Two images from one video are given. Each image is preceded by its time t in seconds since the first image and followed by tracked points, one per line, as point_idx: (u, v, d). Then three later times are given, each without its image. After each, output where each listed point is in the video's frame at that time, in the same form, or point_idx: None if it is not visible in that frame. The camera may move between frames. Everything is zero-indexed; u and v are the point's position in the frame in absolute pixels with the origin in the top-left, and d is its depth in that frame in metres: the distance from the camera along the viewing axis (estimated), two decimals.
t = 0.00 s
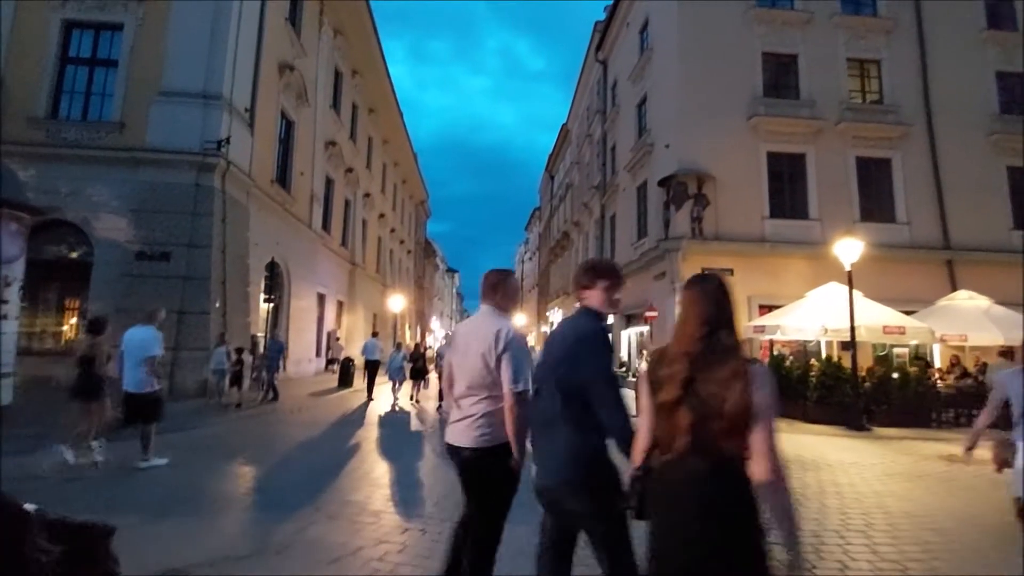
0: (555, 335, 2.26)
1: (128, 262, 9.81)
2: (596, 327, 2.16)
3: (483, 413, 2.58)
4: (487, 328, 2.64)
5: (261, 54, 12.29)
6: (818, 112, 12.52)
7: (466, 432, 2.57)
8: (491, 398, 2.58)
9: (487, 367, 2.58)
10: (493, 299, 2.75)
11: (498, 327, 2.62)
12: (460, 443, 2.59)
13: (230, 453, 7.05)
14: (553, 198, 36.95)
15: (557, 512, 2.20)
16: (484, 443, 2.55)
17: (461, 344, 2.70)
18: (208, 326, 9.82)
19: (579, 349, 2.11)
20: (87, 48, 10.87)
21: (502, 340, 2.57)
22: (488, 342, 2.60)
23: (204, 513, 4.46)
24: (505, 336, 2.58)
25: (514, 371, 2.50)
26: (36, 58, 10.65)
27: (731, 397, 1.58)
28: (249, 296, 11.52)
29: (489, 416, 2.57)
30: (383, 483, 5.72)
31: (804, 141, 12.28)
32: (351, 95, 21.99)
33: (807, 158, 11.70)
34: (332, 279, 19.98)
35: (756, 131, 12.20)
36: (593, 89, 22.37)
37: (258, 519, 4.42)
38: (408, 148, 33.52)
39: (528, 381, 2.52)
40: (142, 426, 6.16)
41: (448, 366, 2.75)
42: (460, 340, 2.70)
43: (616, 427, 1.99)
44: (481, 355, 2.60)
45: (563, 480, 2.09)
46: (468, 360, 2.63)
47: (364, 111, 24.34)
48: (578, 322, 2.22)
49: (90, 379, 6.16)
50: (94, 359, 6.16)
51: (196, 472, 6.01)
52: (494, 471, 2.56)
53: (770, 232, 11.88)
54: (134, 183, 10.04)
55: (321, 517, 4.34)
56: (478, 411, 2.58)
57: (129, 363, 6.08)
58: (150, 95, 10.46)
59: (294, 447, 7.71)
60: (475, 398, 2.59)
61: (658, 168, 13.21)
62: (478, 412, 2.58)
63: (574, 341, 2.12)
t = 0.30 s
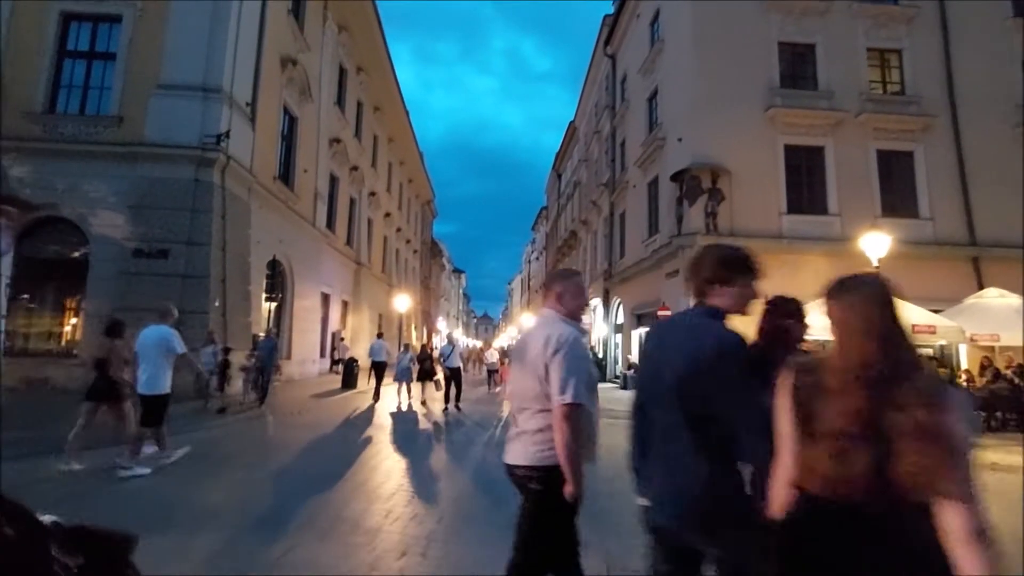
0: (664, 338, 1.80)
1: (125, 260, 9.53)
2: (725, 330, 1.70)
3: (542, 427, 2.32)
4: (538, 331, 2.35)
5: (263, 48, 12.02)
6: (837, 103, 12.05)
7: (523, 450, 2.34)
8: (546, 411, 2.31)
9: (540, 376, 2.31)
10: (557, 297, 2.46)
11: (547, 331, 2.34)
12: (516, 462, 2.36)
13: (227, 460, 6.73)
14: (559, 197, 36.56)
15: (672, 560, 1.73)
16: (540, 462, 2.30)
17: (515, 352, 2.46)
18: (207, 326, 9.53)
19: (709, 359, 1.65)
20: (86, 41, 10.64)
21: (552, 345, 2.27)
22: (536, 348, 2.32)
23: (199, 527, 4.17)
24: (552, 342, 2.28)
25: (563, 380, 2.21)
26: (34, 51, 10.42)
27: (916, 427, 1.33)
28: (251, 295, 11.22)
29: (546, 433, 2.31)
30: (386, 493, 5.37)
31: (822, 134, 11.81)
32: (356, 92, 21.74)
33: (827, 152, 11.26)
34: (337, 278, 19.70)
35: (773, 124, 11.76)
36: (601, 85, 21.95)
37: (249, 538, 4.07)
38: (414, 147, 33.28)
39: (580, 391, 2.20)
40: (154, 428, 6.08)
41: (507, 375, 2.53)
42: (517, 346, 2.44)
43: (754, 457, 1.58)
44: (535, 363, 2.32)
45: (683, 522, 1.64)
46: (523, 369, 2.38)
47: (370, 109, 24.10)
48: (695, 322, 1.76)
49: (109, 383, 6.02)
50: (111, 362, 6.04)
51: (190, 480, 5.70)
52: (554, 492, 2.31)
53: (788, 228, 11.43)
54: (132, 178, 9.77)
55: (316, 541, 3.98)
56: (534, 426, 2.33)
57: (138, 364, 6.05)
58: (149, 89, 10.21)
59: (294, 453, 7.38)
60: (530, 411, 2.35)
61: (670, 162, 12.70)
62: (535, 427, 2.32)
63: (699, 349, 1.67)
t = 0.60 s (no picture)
0: (766, 321, 1.56)
1: (118, 257, 9.31)
2: (840, 310, 1.45)
3: (609, 422, 2.12)
4: (597, 321, 2.22)
5: (260, 41, 11.79)
6: (846, 97, 11.77)
7: (591, 451, 2.13)
8: (611, 404, 2.12)
9: (603, 367, 2.14)
10: (616, 283, 2.38)
11: (604, 319, 2.21)
12: (584, 466, 2.15)
13: (220, 463, 6.50)
14: (562, 196, 36.31)
15: None
16: (607, 463, 2.09)
17: (569, 348, 2.32)
18: (202, 325, 9.29)
19: (816, 341, 1.42)
20: (79, 35, 10.43)
21: (616, 331, 2.13)
22: (595, 336, 2.18)
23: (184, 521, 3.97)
24: (611, 327, 2.15)
25: (627, 365, 2.05)
26: (25, 45, 10.20)
27: None
28: (247, 293, 10.99)
29: (612, 429, 2.11)
30: (381, 503, 5.10)
31: (830, 127, 11.54)
32: (356, 89, 21.51)
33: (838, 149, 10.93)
34: (337, 278, 19.46)
35: (780, 117, 11.49)
36: (604, 81, 21.69)
37: (237, 549, 3.82)
38: (415, 145, 33.06)
39: (648, 377, 2.04)
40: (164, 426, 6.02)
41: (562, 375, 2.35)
42: (573, 340, 2.29)
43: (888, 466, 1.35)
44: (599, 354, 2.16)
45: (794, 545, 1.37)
46: (581, 361, 2.22)
47: (370, 107, 23.90)
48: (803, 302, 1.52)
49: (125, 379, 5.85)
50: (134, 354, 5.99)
51: (180, 484, 5.46)
52: (632, 495, 2.09)
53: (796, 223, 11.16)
54: (126, 174, 9.58)
55: (307, 552, 3.73)
56: (599, 423, 2.14)
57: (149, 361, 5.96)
58: (143, 82, 9.98)
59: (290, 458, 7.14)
60: (592, 408, 2.16)
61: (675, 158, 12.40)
62: (600, 424, 2.13)
63: (813, 336, 1.41)
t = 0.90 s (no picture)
0: (923, 344, 1.39)
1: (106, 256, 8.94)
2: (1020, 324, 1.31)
3: (714, 449, 1.94)
4: (692, 335, 2.00)
5: (255, 34, 11.50)
6: (857, 90, 11.42)
7: (691, 480, 1.95)
8: (712, 429, 1.94)
9: (705, 388, 1.95)
10: (703, 287, 2.15)
11: (701, 334, 1.99)
12: (683, 497, 1.96)
13: (209, 475, 6.20)
14: (564, 194, 35.93)
15: None
16: (710, 496, 1.93)
17: (653, 365, 2.10)
18: (195, 325, 9.02)
19: (1012, 370, 1.27)
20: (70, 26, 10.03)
21: (720, 350, 1.93)
22: (691, 354, 1.98)
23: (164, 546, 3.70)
24: (713, 345, 1.94)
25: (734, 390, 1.87)
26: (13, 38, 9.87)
27: None
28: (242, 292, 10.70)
29: (713, 459, 1.94)
30: (377, 526, 4.83)
31: (842, 122, 11.20)
32: (355, 86, 21.19)
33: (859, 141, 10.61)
34: (337, 278, 19.21)
35: (790, 111, 11.11)
36: (607, 77, 21.34)
37: None
38: (416, 144, 32.77)
39: (755, 401, 1.88)
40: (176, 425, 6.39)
41: (643, 394, 2.13)
42: (660, 356, 2.07)
43: None
44: (700, 375, 1.96)
45: None
46: (675, 381, 2.00)
47: (370, 104, 23.62)
48: (992, 316, 1.35)
49: (136, 385, 6.24)
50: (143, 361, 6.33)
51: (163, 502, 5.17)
52: (737, 528, 1.94)
53: (807, 220, 10.82)
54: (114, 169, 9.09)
55: None
56: (699, 449, 1.95)
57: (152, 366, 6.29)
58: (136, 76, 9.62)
59: (285, 466, 6.88)
60: (690, 433, 1.96)
61: (681, 155, 12.09)
62: (702, 451, 1.94)
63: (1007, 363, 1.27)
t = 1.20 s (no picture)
0: None
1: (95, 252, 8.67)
2: None
3: (842, 465, 1.66)
4: (826, 332, 1.68)
5: (250, 25, 11.20)
6: (868, 81, 11.10)
7: (815, 500, 1.65)
8: (848, 442, 1.66)
9: (842, 393, 1.65)
10: (820, 274, 1.86)
11: (844, 335, 1.67)
12: (801, 518, 1.65)
13: (198, 480, 5.94)
14: (566, 191, 35.62)
15: None
16: (847, 523, 1.64)
17: (771, 369, 1.75)
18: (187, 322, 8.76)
19: None
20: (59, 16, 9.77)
21: (864, 350, 1.64)
22: (832, 358, 1.66)
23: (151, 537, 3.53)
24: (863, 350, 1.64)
25: (891, 404, 1.59)
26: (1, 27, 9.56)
27: None
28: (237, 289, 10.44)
29: (849, 480, 1.66)
30: (371, 534, 4.59)
31: (852, 113, 10.89)
32: (355, 80, 20.92)
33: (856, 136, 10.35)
34: (336, 275, 18.98)
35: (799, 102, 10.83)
36: (610, 72, 20.99)
37: None
38: (416, 141, 32.48)
39: (906, 415, 1.61)
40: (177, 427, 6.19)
41: (750, 397, 1.79)
42: (780, 353, 1.73)
43: None
44: (836, 379, 1.66)
45: None
46: (802, 383, 1.69)
47: (369, 100, 23.35)
48: None
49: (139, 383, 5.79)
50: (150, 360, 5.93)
51: (146, 508, 4.90)
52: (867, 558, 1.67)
53: (816, 215, 10.54)
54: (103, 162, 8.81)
55: None
56: (828, 465, 1.66)
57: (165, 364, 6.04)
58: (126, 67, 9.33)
59: (278, 469, 6.65)
60: (816, 446, 1.66)
61: (686, 148, 11.80)
62: (831, 468, 1.65)
63: None
